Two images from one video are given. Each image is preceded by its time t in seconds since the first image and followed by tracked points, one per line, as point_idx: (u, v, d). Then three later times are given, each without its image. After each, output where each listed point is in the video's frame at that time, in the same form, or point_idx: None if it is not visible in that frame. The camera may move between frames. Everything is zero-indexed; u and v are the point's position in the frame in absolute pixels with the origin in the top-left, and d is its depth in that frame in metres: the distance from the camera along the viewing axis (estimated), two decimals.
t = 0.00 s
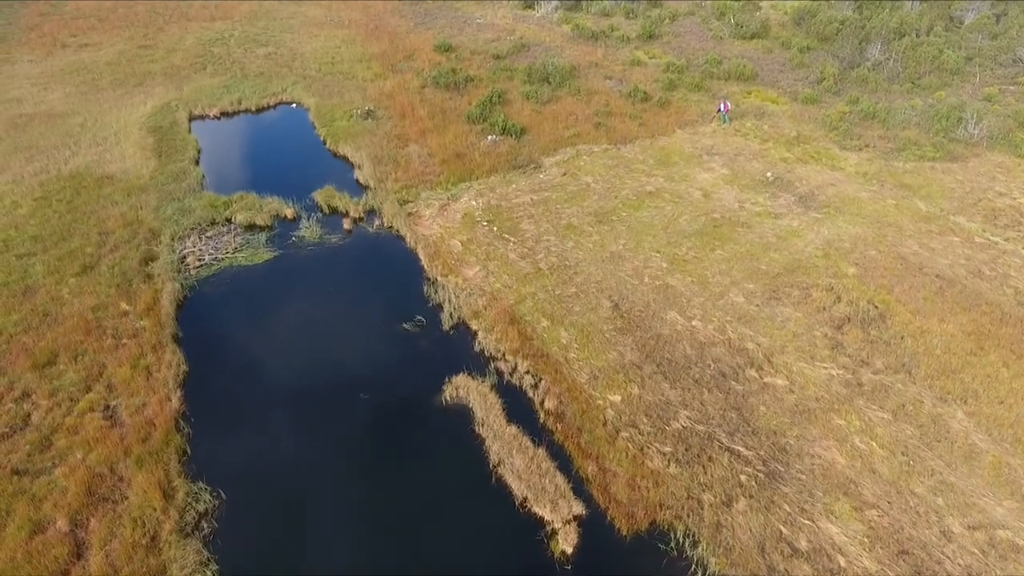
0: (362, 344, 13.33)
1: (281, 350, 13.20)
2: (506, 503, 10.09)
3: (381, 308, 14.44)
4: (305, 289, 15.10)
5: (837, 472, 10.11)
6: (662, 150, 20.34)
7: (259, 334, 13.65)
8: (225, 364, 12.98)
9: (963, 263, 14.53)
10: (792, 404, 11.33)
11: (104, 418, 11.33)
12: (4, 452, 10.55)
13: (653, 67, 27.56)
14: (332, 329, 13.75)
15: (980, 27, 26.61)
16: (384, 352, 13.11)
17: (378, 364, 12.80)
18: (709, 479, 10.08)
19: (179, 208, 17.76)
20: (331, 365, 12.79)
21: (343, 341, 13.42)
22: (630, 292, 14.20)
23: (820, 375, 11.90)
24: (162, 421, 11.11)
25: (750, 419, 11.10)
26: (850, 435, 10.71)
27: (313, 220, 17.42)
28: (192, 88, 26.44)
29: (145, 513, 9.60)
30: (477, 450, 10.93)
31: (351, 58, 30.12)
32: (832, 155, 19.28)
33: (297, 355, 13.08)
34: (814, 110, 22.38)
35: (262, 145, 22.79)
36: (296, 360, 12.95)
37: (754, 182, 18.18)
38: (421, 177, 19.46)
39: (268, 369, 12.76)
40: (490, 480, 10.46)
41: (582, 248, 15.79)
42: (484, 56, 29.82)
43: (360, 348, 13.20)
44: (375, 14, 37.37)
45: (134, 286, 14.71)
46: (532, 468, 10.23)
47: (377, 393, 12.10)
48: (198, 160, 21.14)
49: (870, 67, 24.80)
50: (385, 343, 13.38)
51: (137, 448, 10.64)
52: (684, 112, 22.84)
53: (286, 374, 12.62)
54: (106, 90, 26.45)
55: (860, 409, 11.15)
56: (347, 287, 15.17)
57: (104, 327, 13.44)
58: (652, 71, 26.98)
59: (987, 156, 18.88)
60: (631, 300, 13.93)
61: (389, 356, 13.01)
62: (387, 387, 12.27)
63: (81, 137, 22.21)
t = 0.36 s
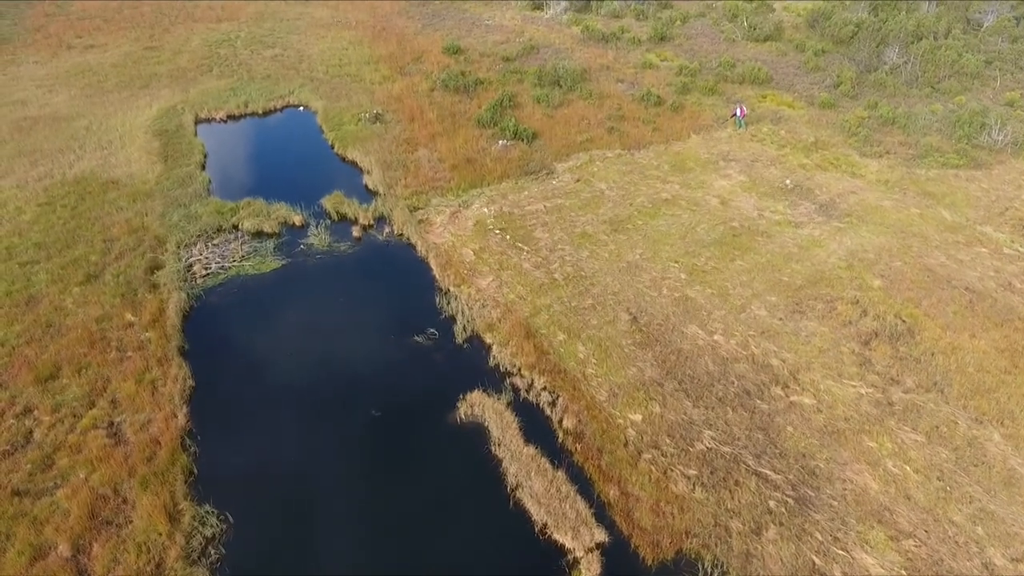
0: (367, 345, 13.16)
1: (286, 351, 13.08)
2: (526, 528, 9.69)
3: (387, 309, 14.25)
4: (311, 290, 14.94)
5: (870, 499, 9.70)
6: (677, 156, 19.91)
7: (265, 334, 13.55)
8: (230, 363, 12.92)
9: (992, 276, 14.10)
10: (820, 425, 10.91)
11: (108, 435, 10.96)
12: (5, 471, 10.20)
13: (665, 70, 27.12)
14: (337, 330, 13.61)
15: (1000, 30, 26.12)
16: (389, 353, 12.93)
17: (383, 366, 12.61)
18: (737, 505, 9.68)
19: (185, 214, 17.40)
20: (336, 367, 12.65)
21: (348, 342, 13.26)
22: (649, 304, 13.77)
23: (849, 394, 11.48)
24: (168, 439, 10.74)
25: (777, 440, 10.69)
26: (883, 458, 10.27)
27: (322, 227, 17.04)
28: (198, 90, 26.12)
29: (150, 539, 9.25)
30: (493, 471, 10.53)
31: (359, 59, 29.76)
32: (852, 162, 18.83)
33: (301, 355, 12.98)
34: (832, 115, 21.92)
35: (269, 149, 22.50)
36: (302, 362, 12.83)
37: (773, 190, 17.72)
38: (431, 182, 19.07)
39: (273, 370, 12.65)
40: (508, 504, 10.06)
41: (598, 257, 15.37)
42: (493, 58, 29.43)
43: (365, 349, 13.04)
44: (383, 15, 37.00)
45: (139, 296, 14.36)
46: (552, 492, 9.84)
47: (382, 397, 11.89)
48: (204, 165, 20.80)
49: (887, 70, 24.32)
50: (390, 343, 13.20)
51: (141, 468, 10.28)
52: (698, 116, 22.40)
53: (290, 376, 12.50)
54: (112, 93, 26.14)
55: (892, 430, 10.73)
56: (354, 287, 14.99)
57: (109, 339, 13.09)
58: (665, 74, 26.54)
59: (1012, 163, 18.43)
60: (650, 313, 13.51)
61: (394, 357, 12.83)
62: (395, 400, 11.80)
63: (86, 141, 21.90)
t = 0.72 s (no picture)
0: (372, 347, 13.10)
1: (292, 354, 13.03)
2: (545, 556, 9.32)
3: (393, 310, 14.20)
4: (318, 291, 14.90)
5: (906, 527, 9.29)
6: (693, 162, 19.48)
7: (271, 337, 13.54)
8: (236, 366, 12.94)
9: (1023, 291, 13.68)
10: (850, 448, 10.51)
11: (112, 454, 10.61)
12: (5, 492, 9.85)
13: (678, 73, 26.68)
14: (343, 335, 13.44)
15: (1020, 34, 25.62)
16: (394, 356, 12.86)
17: (388, 369, 12.53)
18: (767, 533, 9.27)
19: (191, 221, 17.05)
20: (342, 369, 12.58)
21: (353, 344, 13.20)
22: (668, 318, 13.35)
23: (879, 414, 11.05)
24: (174, 459, 10.37)
25: (806, 463, 10.29)
26: (917, 484, 9.86)
27: (330, 235, 16.67)
28: (205, 93, 25.79)
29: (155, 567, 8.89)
30: (510, 494, 10.14)
31: (367, 62, 29.40)
32: (873, 169, 18.38)
33: (307, 358, 12.90)
34: (850, 120, 21.45)
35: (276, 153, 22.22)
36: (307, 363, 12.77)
37: (792, 198, 17.28)
38: (441, 188, 18.69)
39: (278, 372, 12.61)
40: (526, 530, 9.68)
41: (615, 268, 14.96)
42: (503, 61, 29.04)
43: (371, 352, 12.95)
44: (390, 17, 36.64)
45: (144, 306, 14.00)
46: (573, 518, 9.47)
47: (387, 402, 11.80)
48: (211, 170, 20.47)
49: (906, 74, 23.85)
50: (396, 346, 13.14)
51: (146, 489, 9.92)
52: (714, 121, 21.97)
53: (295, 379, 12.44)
54: (118, 95, 25.84)
55: (926, 454, 10.31)
56: (361, 289, 14.93)
57: (113, 351, 12.73)
58: (678, 78, 26.10)
59: None
60: (670, 327, 13.09)
61: (400, 360, 12.76)
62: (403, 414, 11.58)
63: (91, 144, 21.58)
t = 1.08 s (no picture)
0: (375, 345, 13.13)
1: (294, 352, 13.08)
2: None
3: (397, 312, 14.15)
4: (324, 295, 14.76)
5: (943, 559, 8.90)
6: (708, 169, 19.06)
7: (273, 335, 13.60)
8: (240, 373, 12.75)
9: None
10: (882, 472, 10.10)
11: (115, 475, 10.26)
12: (4, 515, 9.51)
13: (690, 76, 26.25)
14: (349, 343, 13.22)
15: None
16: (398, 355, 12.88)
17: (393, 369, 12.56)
18: (798, 564, 8.88)
19: (197, 229, 16.70)
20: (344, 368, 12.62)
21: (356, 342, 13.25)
22: (687, 332, 12.94)
23: (910, 437, 10.63)
24: (179, 481, 10.04)
25: (836, 489, 9.88)
26: (953, 513, 9.46)
27: (339, 243, 16.31)
28: (211, 96, 25.47)
29: None
30: (527, 519, 9.77)
31: (374, 64, 29.06)
32: (894, 176, 17.94)
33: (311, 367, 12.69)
34: (868, 126, 21.01)
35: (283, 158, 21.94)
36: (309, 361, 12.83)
37: (812, 207, 16.83)
38: (452, 195, 18.31)
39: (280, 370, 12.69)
40: (545, 559, 9.32)
41: (631, 279, 14.56)
42: (512, 64, 28.65)
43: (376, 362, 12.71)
44: (397, 18, 36.29)
45: (148, 318, 13.65)
46: (594, 548, 9.12)
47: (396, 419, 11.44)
48: (217, 175, 20.13)
49: (924, 79, 23.39)
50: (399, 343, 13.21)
51: (149, 514, 9.58)
52: (728, 126, 21.54)
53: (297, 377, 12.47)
54: (123, 98, 25.53)
55: (961, 480, 9.91)
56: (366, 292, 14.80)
57: (116, 365, 12.39)
58: (690, 81, 25.68)
59: None
60: (689, 342, 12.67)
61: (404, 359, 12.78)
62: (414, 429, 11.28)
63: (96, 149, 21.26)
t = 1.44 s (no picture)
0: (379, 349, 13.02)
1: (296, 352, 13.05)
2: None
3: (403, 318, 13.99)
4: (329, 299, 14.54)
5: None
6: (723, 176, 18.64)
7: (274, 335, 13.55)
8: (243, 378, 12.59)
9: None
10: (913, 498, 9.69)
11: (116, 497, 9.91)
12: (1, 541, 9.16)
13: (702, 80, 25.83)
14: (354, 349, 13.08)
15: None
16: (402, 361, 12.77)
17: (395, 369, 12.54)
18: None
19: (201, 237, 16.34)
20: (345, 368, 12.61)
21: (357, 342, 13.26)
22: (706, 347, 12.53)
23: (942, 461, 10.22)
24: (182, 506, 9.69)
25: (866, 516, 9.48)
26: (990, 543, 9.08)
27: (346, 252, 15.94)
28: (215, 99, 25.11)
29: None
30: (544, 546, 9.42)
31: (381, 67, 28.70)
32: (914, 185, 17.51)
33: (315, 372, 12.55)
34: (886, 132, 20.58)
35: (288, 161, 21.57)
36: (310, 360, 12.81)
37: (831, 216, 16.41)
38: (461, 202, 17.93)
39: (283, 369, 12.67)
40: None
41: (647, 291, 14.15)
42: (520, 66, 28.26)
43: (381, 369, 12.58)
44: (403, 20, 35.94)
45: (152, 330, 13.30)
46: None
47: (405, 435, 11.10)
48: (222, 180, 19.79)
49: (941, 84, 22.95)
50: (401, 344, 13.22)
51: (151, 540, 9.24)
52: (742, 131, 21.13)
53: (298, 375, 12.45)
54: (126, 100, 25.21)
55: (997, 507, 9.52)
56: (371, 298, 14.61)
57: (118, 379, 12.03)
58: (702, 85, 25.26)
59: None
60: (709, 358, 12.27)
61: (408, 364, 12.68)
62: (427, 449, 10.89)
63: (99, 153, 20.92)
